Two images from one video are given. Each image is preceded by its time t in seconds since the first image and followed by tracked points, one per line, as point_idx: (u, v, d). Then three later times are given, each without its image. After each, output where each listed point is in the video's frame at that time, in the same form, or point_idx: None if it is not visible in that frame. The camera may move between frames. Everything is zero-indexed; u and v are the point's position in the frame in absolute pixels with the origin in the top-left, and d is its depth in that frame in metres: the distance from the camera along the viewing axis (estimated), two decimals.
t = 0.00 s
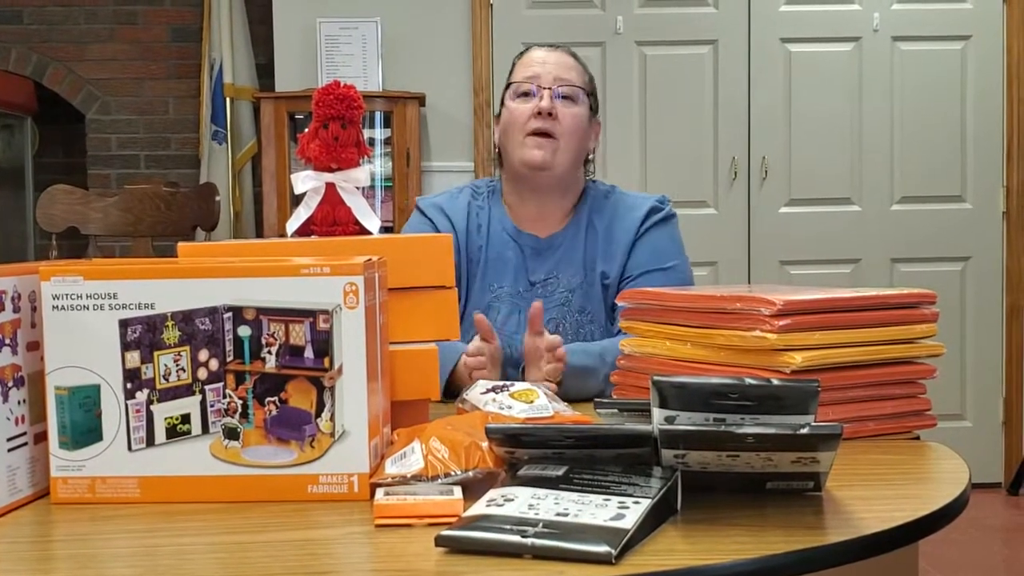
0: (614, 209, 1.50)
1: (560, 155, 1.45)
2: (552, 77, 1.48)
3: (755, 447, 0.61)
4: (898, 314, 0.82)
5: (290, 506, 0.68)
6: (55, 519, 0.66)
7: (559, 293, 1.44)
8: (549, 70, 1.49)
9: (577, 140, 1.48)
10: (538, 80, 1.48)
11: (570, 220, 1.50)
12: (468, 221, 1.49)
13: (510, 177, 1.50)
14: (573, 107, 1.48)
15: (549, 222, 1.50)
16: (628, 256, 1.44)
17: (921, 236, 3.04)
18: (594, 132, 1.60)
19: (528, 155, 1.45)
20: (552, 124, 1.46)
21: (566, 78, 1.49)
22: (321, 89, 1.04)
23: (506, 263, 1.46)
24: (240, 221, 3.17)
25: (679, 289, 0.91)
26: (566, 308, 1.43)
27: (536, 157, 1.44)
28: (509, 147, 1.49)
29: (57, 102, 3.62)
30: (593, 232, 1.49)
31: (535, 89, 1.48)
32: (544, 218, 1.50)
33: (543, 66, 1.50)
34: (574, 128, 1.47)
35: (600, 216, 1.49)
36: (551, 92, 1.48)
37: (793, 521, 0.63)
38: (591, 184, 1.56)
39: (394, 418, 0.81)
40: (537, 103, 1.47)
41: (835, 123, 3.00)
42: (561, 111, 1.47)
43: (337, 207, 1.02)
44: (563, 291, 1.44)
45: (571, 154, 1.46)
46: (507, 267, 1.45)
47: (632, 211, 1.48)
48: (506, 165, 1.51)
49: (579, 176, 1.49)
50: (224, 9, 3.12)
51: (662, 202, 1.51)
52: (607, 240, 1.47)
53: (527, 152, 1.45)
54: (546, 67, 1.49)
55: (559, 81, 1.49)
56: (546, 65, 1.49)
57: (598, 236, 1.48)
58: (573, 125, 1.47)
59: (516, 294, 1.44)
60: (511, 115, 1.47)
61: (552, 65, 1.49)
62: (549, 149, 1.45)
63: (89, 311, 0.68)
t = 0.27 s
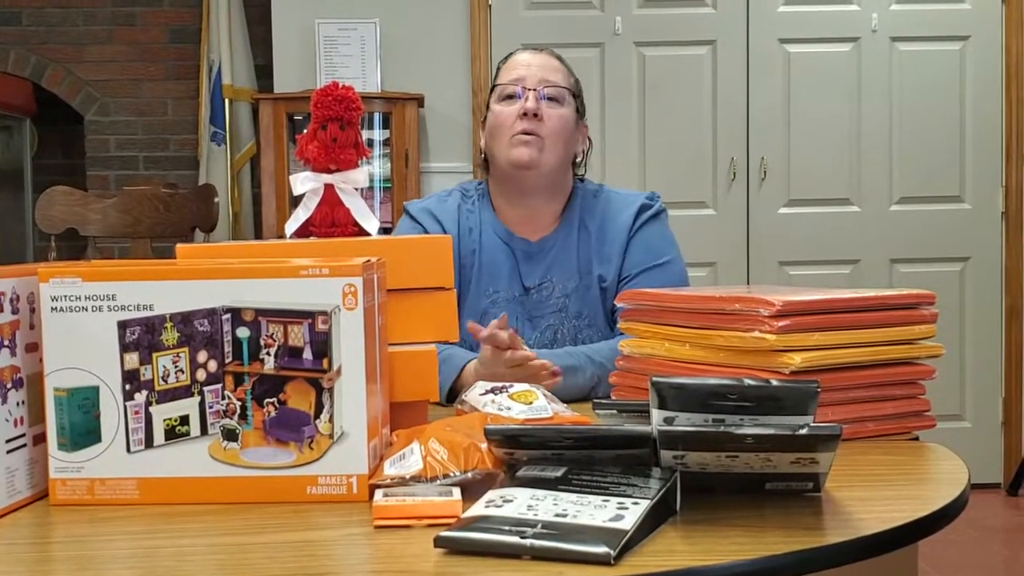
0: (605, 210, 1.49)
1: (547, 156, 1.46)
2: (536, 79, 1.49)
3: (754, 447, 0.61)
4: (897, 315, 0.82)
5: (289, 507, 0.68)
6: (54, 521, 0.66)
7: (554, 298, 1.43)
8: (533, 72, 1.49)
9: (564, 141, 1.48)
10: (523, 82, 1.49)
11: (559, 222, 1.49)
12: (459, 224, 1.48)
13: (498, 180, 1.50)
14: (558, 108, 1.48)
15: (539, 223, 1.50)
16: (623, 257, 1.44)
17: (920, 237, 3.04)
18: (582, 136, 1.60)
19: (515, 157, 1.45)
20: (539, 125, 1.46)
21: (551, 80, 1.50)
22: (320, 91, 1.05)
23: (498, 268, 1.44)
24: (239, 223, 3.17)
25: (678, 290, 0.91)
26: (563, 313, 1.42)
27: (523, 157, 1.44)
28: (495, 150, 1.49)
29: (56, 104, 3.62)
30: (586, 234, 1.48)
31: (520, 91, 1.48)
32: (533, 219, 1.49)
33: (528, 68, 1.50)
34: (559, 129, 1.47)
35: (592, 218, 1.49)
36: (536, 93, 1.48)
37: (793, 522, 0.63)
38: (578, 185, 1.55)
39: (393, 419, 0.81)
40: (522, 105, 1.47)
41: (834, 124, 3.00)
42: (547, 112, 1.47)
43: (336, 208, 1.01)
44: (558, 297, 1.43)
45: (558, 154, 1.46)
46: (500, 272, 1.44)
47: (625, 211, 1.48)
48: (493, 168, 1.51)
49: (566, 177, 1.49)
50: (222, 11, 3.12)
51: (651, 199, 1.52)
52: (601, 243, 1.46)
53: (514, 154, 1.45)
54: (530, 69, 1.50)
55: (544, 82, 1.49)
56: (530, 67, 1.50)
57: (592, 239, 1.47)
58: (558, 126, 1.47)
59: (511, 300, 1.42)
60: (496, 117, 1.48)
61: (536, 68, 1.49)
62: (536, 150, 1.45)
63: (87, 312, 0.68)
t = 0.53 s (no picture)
0: (603, 214, 1.49)
1: (546, 168, 1.44)
2: (535, 89, 1.46)
3: (753, 448, 0.61)
4: (896, 316, 0.82)
5: (288, 508, 0.68)
6: (53, 522, 0.66)
7: (553, 305, 1.43)
8: (532, 82, 1.47)
9: (563, 152, 1.46)
10: (522, 92, 1.46)
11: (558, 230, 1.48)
12: (461, 226, 1.48)
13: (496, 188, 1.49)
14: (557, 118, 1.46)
15: (536, 231, 1.49)
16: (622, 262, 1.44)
17: (919, 238, 3.04)
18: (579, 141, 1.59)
19: (513, 170, 1.43)
20: (537, 137, 1.45)
21: (550, 89, 1.47)
22: (318, 92, 1.04)
23: (496, 273, 1.44)
24: (238, 224, 3.18)
25: (677, 291, 0.91)
26: (561, 320, 1.42)
27: (522, 170, 1.43)
28: (493, 160, 1.48)
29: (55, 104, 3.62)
30: (585, 239, 1.48)
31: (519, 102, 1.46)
32: (531, 228, 1.49)
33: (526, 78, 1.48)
34: (558, 141, 1.46)
35: (589, 223, 1.49)
36: (534, 104, 1.46)
37: (792, 523, 0.62)
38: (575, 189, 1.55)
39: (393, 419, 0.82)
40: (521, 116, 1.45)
41: (833, 124, 3.00)
42: (546, 123, 1.46)
43: (335, 209, 1.02)
44: (556, 303, 1.43)
45: (557, 165, 1.46)
46: (498, 277, 1.44)
47: (624, 215, 1.48)
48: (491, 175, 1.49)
49: (565, 187, 1.48)
50: (221, 12, 3.12)
51: (648, 202, 1.52)
52: (600, 248, 1.46)
53: (512, 167, 1.44)
54: (529, 78, 1.47)
55: (542, 92, 1.47)
56: (529, 76, 1.47)
57: (590, 244, 1.47)
58: (557, 137, 1.46)
59: (509, 307, 1.43)
60: (494, 129, 1.46)
61: (535, 77, 1.47)
62: (534, 163, 1.44)
63: (87, 313, 0.68)
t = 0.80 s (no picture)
0: (603, 217, 1.49)
1: (547, 171, 1.44)
2: (535, 92, 1.45)
3: (752, 448, 0.61)
4: (895, 316, 0.82)
5: (288, 509, 0.68)
6: (51, 523, 0.66)
7: (553, 308, 1.43)
8: (532, 84, 1.46)
9: (563, 154, 1.45)
10: (522, 94, 1.45)
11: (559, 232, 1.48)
12: (462, 227, 1.48)
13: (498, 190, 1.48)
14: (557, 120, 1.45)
15: (538, 233, 1.49)
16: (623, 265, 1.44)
17: (918, 239, 3.04)
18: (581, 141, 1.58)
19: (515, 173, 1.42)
20: (538, 139, 1.44)
21: (550, 92, 1.46)
22: (317, 92, 1.04)
23: (497, 275, 1.44)
24: (237, 224, 3.18)
25: (677, 291, 0.91)
26: (562, 324, 1.42)
27: (523, 172, 1.42)
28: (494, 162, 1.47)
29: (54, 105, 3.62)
30: (585, 242, 1.48)
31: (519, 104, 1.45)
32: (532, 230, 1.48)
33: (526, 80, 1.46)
34: (559, 143, 1.45)
35: (589, 226, 1.49)
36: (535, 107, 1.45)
37: (791, 524, 0.62)
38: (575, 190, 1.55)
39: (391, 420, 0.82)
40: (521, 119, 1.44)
41: (832, 125, 3.00)
42: (546, 126, 1.45)
43: (334, 210, 1.02)
44: (557, 306, 1.43)
45: (558, 168, 1.45)
46: (499, 280, 1.44)
47: (625, 217, 1.48)
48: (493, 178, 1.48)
49: (565, 189, 1.48)
50: (220, 13, 3.12)
51: (649, 204, 1.52)
52: (601, 250, 1.46)
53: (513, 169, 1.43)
54: (529, 81, 1.46)
55: (543, 95, 1.46)
56: (529, 79, 1.46)
57: (591, 247, 1.47)
58: (558, 140, 1.45)
59: (510, 309, 1.43)
60: (495, 131, 1.45)
61: (535, 79, 1.46)
62: (535, 166, 1.43)
63: (85, 314, 0.68)
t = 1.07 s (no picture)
0: (598, 215, 1.49)
1: (535, 171, 1.42)
2: (522, 93, 1.44)
3: (752, 448, 0.61)
4: (894, 316, 0.82)
5: (287, 509, 0.68)
6: (50, 523, 0.66)
7: (550, 307, 1.43)
8: (518, 86, 1.44)
9: (552, 155, 1.44)
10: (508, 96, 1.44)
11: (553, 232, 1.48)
12: (461, 225, 1.48)
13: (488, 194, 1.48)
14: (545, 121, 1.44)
15: (535, 232, 1.48)
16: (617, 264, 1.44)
17: (917, 239, 3.04)
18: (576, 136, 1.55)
19: (501, 176, 1.42)
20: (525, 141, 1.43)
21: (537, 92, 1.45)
22: (317, 92, 1.04)
23: (494, 275, 1.44)
24: (236, 225, 3.18)
25: (676, 291, 0.91)
26: (558, 323, 1.42)
27: (508, 176, 1.41)
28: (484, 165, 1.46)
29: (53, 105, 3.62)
30: (580, 240, 1.48)
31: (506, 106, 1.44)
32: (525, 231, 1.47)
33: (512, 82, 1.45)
34: (546, 143, 1.43)
35: (584, 224, 1.48)
36: (521, 109, 1.44)
37: (791, 523, 0.62)
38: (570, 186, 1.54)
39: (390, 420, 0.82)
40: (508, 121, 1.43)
41: (831, 125, 3.00)
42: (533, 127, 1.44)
43: (333, 210, 1.02)
44: (553, 306, 1.43)
45: (546, 168, 1.44)
46: (497, 279, 1.44)
47: (619, 214, 1.48)
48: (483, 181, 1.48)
49: (557, 189, 1.47)
50: (219, 12, 3.12)
51: (643, 199, 1.52)
52: (595, 249, 1.46)
53: (501, 172, 1.42)
54: (516, 82, 1.45)
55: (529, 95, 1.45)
56: (515, 80, 1.45)
57: (585, 245, 1.47)
58: (546, 140, 1.44)
59: (506, 309, 1.43)
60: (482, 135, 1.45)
61: (520, 81, 1.45)
62: (523, 167, 1.42)
63: (85, 314, 0.68)
